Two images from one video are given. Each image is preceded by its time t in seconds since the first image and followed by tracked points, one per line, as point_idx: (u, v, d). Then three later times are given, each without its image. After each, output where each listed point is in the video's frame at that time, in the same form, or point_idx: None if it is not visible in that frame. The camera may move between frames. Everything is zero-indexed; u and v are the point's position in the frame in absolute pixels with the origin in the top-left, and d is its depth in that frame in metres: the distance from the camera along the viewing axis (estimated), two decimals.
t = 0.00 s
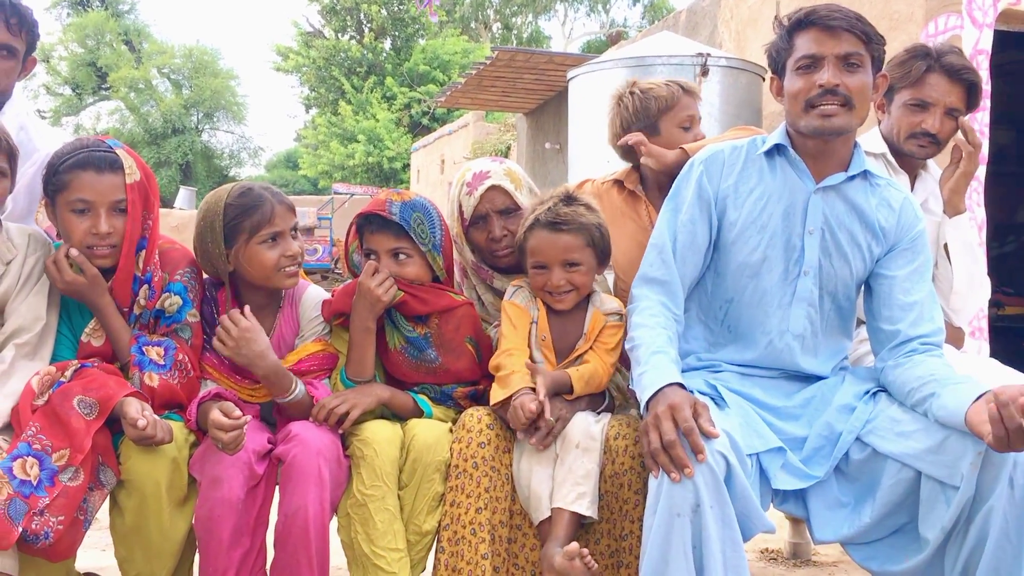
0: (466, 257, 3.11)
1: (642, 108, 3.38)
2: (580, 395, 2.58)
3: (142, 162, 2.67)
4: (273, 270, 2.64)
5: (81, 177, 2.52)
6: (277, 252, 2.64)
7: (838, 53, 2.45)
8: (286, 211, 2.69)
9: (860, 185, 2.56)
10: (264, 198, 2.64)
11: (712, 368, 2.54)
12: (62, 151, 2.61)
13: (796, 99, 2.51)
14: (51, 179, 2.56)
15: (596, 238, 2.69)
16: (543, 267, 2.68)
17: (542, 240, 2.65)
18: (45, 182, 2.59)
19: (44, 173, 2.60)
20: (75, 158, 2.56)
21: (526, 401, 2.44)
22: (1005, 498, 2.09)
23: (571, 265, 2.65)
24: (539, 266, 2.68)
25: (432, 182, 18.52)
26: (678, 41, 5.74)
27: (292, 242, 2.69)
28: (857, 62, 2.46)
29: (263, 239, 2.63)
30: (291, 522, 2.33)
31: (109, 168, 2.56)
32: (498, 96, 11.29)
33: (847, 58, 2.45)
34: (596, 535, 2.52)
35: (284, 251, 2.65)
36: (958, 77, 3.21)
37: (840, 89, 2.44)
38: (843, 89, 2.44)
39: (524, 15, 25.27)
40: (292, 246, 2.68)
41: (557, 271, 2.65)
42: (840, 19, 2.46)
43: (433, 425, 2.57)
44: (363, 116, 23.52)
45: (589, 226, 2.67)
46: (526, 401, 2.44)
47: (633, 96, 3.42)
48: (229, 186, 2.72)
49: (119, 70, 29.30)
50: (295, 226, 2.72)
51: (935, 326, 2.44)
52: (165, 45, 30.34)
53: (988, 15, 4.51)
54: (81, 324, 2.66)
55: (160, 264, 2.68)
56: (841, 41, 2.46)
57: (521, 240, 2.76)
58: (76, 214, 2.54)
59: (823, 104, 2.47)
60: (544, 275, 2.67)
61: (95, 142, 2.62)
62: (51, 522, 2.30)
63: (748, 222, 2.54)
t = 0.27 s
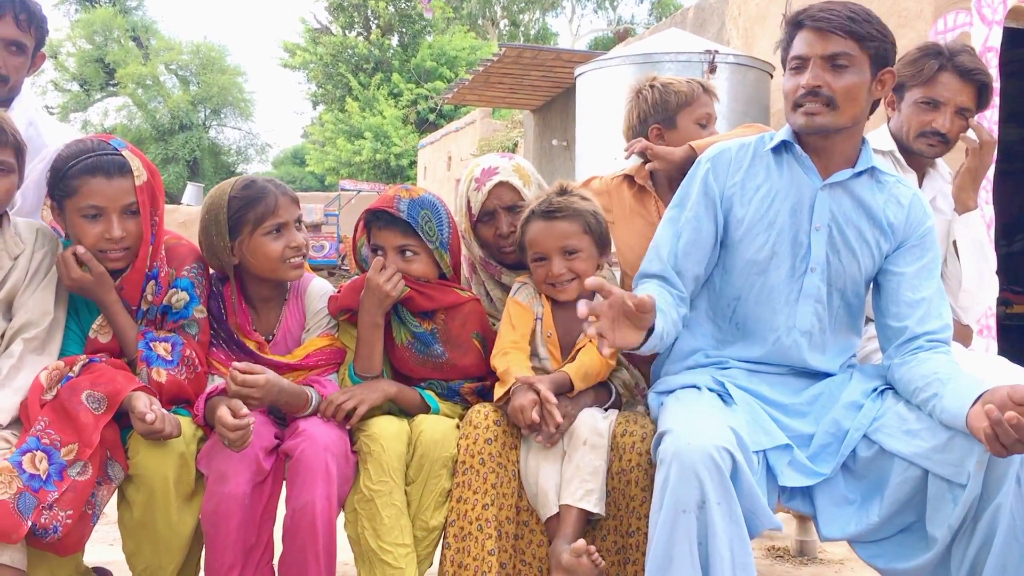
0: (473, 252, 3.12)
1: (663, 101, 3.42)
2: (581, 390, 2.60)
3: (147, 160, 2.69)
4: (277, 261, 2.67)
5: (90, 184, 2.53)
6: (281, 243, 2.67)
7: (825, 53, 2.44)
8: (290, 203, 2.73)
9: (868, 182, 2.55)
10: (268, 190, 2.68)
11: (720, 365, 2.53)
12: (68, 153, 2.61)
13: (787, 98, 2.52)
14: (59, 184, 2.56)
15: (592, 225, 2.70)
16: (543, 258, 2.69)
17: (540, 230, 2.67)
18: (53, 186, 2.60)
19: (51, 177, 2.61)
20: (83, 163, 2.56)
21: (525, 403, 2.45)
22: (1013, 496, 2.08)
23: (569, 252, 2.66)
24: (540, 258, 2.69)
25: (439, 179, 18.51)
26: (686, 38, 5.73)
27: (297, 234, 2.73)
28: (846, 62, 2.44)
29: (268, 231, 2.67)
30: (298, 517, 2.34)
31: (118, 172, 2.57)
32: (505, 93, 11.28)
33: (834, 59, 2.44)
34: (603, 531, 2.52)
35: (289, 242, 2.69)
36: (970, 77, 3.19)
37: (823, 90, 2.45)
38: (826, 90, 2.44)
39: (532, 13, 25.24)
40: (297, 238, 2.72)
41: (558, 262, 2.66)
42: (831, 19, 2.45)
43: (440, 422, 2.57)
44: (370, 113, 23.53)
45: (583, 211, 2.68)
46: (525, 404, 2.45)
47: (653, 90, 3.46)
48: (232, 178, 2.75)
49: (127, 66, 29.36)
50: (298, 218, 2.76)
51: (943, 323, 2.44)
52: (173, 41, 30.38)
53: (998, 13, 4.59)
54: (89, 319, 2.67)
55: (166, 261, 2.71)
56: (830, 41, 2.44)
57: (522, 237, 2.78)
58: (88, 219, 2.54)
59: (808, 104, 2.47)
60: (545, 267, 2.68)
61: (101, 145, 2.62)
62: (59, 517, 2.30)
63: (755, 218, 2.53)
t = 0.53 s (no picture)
0: (479, 251, 3.11)
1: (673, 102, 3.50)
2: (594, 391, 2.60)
3: (149, 156, 2.65)
4: (285, 253, 2.69)
5: (89, 179, 2.53)
6: (289, 235, 2.69)
7: (853, 47, 2.44)
8: (300, 196, 2.75)
9: (875, 181, 2.54)
10: (279, 182, 2.71)
11: (727, 364, 2.53)
12: (72, 148, 2.62)
13: (812, 92, 2.48)
14: (60, 179, 2.58)
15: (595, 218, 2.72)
16: (547, 253, 2.70)
17: (545, 226, 2.68)
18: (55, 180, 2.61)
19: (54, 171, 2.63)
20: (82, 159, 2.56)
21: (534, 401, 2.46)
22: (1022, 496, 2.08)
23: (574, 246, 2.67)
24: (543, 253, 2.71)
25: (447, 178, 18.53)
26: (695, 37, 5.73)
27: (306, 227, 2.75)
28: (872, 56, 2.45)
29: (276, 223, 2.69)
30: (307, 515, 2.35)
31: (116, 168, 2.56)
32: (512, 91, 11.28)
33: (862, 52, 2.44)
34: (611, 531, 2.52)
35: (297, 235, 2.71)
36: (980, 79, 3.17)
37: (855, 84, 2.43)
38: (857, 83, 2.43)
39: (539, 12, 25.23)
40: (306, 231, 2.74)
41: (562, 257, 2.67)
42: (854, 13, 2.46)
43: (448, 421, 2.58)
44: (377, 112, 23.55)
45: (586, 207, 2.68)
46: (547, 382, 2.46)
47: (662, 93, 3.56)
48: (244, 169, 2.78)
49: (136, 65, 29.46)
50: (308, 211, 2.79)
51: (950, 323, 2.44)
52: (181, 40, 30.45)
53: (1008, 12, 4.45)
54: (98, 317, 2.68)
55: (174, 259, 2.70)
56: (856, 34, 2.45)
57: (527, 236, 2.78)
58: (88, 215, 2.55)
59: (838, 98, 2.45)
60: (549, 261, 2.70)
61: (103, 140, 2.62)
62: (70, 513, 2.30)
63: (762, 218, 2.53)
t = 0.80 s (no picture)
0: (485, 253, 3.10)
1: (681, 106, 3.56)
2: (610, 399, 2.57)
3: (152, 155, 2.67)
4: (290, 247, 2.72)
5: (87, 179, 2.57)
6: (296, 229, 2.73)
7: (866, 48, 2.44)
8: (306, 192, 2.78)
9: (887, 183, 2.54)
10: (287, 177, 2.75)
11: (739, 367, 2.54)
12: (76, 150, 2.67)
13: (824, 94, 2.48)
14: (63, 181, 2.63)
15: (603, 220, 2.76)
16: (553, 251, 2.74)
17: (551, 224, 2.73)
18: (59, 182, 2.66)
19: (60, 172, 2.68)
20: (82, 160, 2.60)
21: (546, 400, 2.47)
22: None
23: (579, 246, 2.71)
24: (549, 251, 2.74)
25: (456, 179, 18.56)
26: (704, 39, 5.74)
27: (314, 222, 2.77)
28: (884, 57, 2.45)
29: (283, 217, 2.73)
30: (321, 516, 2.36)
31: (113, 167, 2.59)
32: (521, 93, 11.29)
33: (875, 53, 2.44)
34: (622, 532, 2.53)
35: (303, 229, 2.74)
36: (990, 78, 3.16)
37: (868, 84, 2.42)
38: (871, 84, 2.42)
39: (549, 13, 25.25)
40: (314, 226, 2.77)
41: (567, 254, 2.71)
42: (866, 15, 2.45)
43: (460, 421, 2.59)
44: (387, 113, 23.60)
45: (595, 206, 2.74)
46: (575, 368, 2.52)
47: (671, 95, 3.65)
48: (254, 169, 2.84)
49: (147, 67, 29.61)
50: (317, 207, 2.82)
51: (963, 324, 2.42)
52: (192, 41, 30.59)
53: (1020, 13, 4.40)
54: (111, 318, 2.70)
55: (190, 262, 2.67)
56: (868, 36, 2.45)
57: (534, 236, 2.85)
58: (88, 216, 2.59)
59: (851, 99, 2.45)
60: (555, 259, 2.73)
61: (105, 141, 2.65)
62: (84, 513, 2.31)
63: (775, 221, 2.53)
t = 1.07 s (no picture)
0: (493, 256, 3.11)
1: (693, 114, 3.60)
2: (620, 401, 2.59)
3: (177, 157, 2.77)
4: (277, 249, 2.72)
5: (147, 175, 2.60)
6: (284, 231, 2.72)
7: (875, 49, 2.43)
8: (298, 193, 2.76)
9: (896, 185, 2.53)
10: (281, 178, 2.77)
11: (748, 369, 2.54)
12: (103, 163, 2.66)
13: (833, 95, 2.48)
14: (109, 189, 2.61)
15: (610, 220, 2.76)
16: (560, 251, 2.75)
17: (558, 225, 2.74)
18: (101, 193, 2.64)
19: (93, 187, 2.65)
20: (132, 160, 2.63)
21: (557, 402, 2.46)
22: None
23: (586, 246, 2.71)
24: (557, 251, 2.76)
25: (466, 181, 18.59)
26: (715, 41, 5.77)
27: (303, 223, 2.74)
28: (893, 59, 2.44)
29: (274, 218, 2.73)
30: (331, 516, 2.37)
31: (165, 161, 2.66)
32: (531, 95, 11.29)
33: (884, 55, 2.43)
34: (632, 533, 2.55)
35: (291, 231, 2.72)
36: (1000, 80, 3.14)
37: (877, 86, 2.42)
38: (880, 86, 2.41)
39: (559, 15, 25.26)
40: (300, 227, 2.73)
41: (574, 254, 2.72)
42: (875, 16, 2.45)
43: (469, 422, 2.59)
44: (397, 115, 23.65)
45: (599, 206, 2.75)
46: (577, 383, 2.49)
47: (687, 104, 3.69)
48: (263, 172, 2.88)
49: (159, 69, 29.77)
50: (311, 209, 2.78)
51: (973, 326, 2.41)
52: (203, 44, 30.72)
53: None
54: (122, 319, 2.73)
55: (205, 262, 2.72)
56: (877, 37, 2.44)
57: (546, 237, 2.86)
58: (155, 211, 2.60)
59: (860, 101, 2.44)
60: (562, 260, 2.75)
61: (130, 146, 2.68)
62: (96, 513, 2.33)
63: (783, 224, 2.52)
